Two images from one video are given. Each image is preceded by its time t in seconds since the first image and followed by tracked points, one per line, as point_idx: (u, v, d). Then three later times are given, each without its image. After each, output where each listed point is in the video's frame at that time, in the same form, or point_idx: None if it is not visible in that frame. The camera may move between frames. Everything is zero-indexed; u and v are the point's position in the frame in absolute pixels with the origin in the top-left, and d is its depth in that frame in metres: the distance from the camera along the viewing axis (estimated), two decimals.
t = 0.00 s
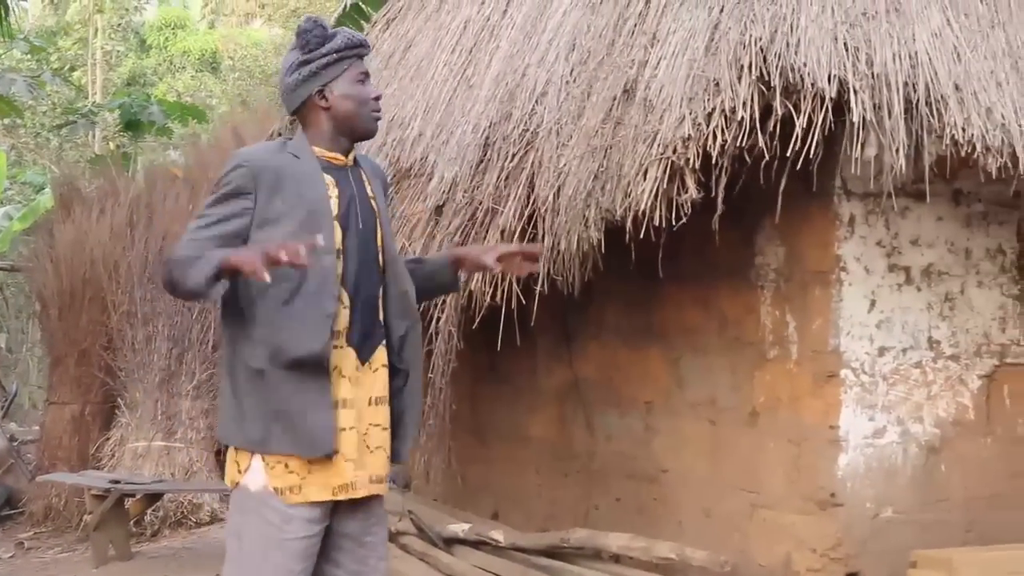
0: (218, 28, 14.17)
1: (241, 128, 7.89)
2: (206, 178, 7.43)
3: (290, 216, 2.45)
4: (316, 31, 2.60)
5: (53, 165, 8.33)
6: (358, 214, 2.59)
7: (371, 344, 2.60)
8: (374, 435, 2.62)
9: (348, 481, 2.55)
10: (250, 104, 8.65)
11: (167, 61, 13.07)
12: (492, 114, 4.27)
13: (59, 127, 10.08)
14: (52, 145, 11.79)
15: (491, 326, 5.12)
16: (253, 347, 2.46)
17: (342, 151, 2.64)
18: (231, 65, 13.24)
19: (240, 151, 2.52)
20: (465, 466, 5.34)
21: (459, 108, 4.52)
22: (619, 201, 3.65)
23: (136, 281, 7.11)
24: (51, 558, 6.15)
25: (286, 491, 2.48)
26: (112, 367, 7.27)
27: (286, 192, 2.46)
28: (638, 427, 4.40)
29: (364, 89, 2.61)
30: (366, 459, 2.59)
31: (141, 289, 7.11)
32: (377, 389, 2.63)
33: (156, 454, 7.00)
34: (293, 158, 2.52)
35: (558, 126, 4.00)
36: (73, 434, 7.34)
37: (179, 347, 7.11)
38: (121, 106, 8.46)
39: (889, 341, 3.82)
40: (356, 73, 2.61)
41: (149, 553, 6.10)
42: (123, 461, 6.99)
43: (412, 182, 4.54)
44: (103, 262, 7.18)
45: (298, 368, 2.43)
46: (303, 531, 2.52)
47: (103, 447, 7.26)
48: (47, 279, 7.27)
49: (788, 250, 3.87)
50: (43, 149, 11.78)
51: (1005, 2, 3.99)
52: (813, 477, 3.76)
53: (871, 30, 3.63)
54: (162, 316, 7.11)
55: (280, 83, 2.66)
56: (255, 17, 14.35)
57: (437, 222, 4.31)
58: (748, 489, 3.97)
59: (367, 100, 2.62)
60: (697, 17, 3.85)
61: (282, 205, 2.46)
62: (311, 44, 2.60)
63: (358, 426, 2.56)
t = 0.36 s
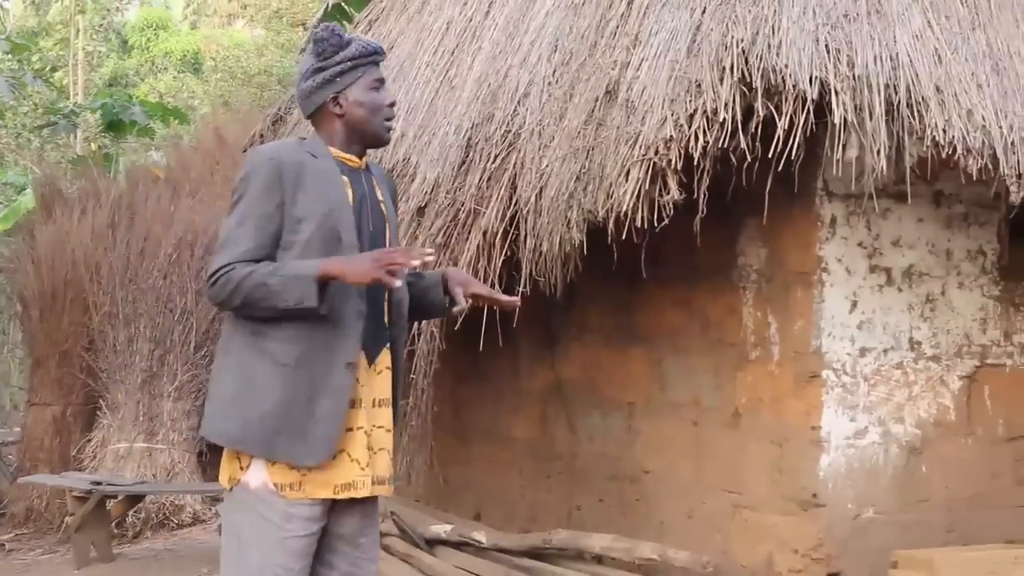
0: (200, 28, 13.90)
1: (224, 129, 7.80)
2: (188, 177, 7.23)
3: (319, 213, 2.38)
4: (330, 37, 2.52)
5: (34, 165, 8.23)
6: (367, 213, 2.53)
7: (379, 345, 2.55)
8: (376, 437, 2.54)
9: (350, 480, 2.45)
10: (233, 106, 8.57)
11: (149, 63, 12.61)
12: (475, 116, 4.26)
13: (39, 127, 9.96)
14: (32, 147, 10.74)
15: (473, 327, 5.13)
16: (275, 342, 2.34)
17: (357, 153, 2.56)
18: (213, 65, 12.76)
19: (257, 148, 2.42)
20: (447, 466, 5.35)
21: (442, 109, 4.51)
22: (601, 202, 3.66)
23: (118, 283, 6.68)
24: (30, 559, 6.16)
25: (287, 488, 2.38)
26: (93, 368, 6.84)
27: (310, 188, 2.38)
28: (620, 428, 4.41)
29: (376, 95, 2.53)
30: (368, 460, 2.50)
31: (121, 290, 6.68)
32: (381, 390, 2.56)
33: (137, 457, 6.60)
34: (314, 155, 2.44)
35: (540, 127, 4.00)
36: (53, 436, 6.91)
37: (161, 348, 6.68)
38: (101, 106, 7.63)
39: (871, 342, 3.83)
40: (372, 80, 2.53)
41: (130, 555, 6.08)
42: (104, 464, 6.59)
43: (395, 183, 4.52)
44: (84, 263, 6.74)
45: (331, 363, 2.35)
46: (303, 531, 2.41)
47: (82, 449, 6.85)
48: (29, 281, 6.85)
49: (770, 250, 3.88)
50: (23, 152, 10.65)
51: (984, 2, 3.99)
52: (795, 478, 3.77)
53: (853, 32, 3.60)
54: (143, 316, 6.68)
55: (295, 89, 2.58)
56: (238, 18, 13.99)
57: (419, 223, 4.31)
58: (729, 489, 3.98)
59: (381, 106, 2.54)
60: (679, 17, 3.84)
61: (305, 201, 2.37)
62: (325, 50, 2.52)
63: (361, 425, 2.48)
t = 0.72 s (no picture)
0: (177, 29, 13.24)
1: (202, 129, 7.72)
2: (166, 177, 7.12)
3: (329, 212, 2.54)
4: (353, 64, 2.49)
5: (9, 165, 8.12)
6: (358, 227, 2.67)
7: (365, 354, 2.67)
8: (351, 439, 2.64)
9: (326, 482, 2.58)
10: (211, 107, 8.49)
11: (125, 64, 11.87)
12: (452, 117, 4.27)
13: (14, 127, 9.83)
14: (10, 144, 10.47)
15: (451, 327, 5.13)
16: (288, 329, 2.46)
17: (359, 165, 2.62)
18: (190, 66, 12.07)
19: (279, 136, 2.53)
20: (423, 467, 5.35)
21: (419, 110, 4.51)
22: (578, 203, 3.66)
23: (93, 284, 6.29)
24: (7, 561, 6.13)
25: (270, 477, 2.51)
26: (69, 370, 6.49)
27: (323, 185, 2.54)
28: (597, 429, 4.42)
29: (388, 127, 2.53)
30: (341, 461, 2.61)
31: (97, 292, 6.28)
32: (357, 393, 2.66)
33: (113, 459, 6.28)
34: (323, 155, 2.57)
35: (517, 128, 4.01)
36: (28, 437, 6.66)
37: (137, 350, 6.31)
38: (77, 107, 7.51)
39: (846, 343, 3.84)
40: (387, 112, 2.52)
41: (106, 557, 6.06)
42: (78, 466, 6.25)
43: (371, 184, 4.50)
44: (59, 264, 6.40)
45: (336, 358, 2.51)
46: (302, 518, 2.55)
47: (59, 450, 6.60)
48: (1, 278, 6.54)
49: (746, 251, 3.89)
50: None
51: (959, 5, 3.95)
52: (770, 478, 3.78)
53: (830, 33, 3.60)
54: (119, 318, 6.29)
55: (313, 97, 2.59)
56: (216, 18, 13.33)
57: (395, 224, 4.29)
58: (706, 491, 3.98)
59: (391, 136, 2.55)
60: (655, 19, 3.83)
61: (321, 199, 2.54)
62: (346, 76, 2.50)
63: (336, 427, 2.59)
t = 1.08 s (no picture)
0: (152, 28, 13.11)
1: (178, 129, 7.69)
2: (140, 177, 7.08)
3: (308, 256, 2.39)
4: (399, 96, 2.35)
5: None
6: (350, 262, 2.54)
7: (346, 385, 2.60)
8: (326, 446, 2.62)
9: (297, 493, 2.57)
10: (186, 108, 8.45)
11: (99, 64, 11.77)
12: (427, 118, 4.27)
13: None
14: None
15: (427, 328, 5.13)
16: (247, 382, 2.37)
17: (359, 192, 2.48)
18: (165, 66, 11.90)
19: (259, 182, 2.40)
20: (400, 469, 5.34)
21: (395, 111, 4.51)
22: (553, 204, 3.66)
23: (68, 284, 6.29)
24: None
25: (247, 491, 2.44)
26: (42, 371, 6.47)
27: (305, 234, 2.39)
28: (573, 429, 4.44)
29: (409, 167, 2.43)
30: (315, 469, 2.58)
31: (72, 291, 6.28)
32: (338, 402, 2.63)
33: (86, 460, 6.23)
34: (315, 194, 2.40)
35: (492, 129, 4.02)
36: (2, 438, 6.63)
37: (111, 350, 6.28)
38: (50, 107, 7.49)
39: (820, 342, 3.85)
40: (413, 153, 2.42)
41: (80, 558, 6.05)
42: (53, 467, 6.21)
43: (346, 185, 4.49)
44: (33, 264, 6.42)
45: (304, 414, 2.37)
46: (275, 527, 2.48)
47: (32, 451, 6.59)
48: None
49: (720, 251, 3.90)
50: None
51: (931, 6, 3.97)
52: (745, 478, 3.79)
53: (803, 34, 3.58)
54: (93, 318, 6.26)
55: (348, 91, 2.43)
56: (190, 18, 12.82)
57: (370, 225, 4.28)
58: (681, 490, 3.99)
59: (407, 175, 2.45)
60: (629, 19, 3.81)
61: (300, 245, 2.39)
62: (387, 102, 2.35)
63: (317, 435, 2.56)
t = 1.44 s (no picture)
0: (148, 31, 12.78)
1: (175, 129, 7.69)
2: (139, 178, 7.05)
3: (315, 234, 2.32)
4: (361, 36, 2.41)
5: None
6: (358, 231, 2.45)
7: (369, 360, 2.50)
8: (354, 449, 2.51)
9: (326, 500, 2.44)
10: (185, 109, 8.45)
11: (98, 65, 11.53)
12: (424, 119, 4.28)
13: None
14: None
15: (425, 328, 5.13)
16: (272, 366, 2.30)
17: (347, 161, 2.46)
18: (163, 67, 11.86)
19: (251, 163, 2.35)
20: (399, 468, 5.36)
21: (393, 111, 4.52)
22: (550, 205, 3.67)
23: (66, 284, 6.31)
24: None
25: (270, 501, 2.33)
26: (41, 371, 6.46)
27: (305, 203, 2.32)
28: (570, 429, 4.45)
29: (381, 107, 2.41)
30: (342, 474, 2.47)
31: (70, 292, 6.31)
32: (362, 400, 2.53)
33: (84, 461, 6.22)
34: (310, 165, 2.37)
35: (489, 130, 4.03)
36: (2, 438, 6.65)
37: (110, 350, 6.29)
38: (49, 108, 7.51)
39: (817, 343, 3.85)
40: (381, 91, 2.41)
41: (79, 558, 6.06)
42: (52, 468, 6.22)
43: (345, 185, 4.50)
44: (32, 265, 6.44)
45: (329, 387, 2.33)
46: (295, 540, 2.38)
47: (32, 450, 6.60)
48: None
49: (717, 253, 3.91)
50: None
51: (927, 7, 3.98)
52: (742, 479, 3.80)
53: (799, 36, 3.59)
54: (92, 319, 6.28)
55: (301, 75, 2.44)
56: (188, 19, 12.74)
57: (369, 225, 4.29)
58: (678, 490, 4.00)
59: (383, 118, 2.42)
60: (626, 21, 3.81)
61: (305, 220, 2.32)
62: (353, 48, 2.40)
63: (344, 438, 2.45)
